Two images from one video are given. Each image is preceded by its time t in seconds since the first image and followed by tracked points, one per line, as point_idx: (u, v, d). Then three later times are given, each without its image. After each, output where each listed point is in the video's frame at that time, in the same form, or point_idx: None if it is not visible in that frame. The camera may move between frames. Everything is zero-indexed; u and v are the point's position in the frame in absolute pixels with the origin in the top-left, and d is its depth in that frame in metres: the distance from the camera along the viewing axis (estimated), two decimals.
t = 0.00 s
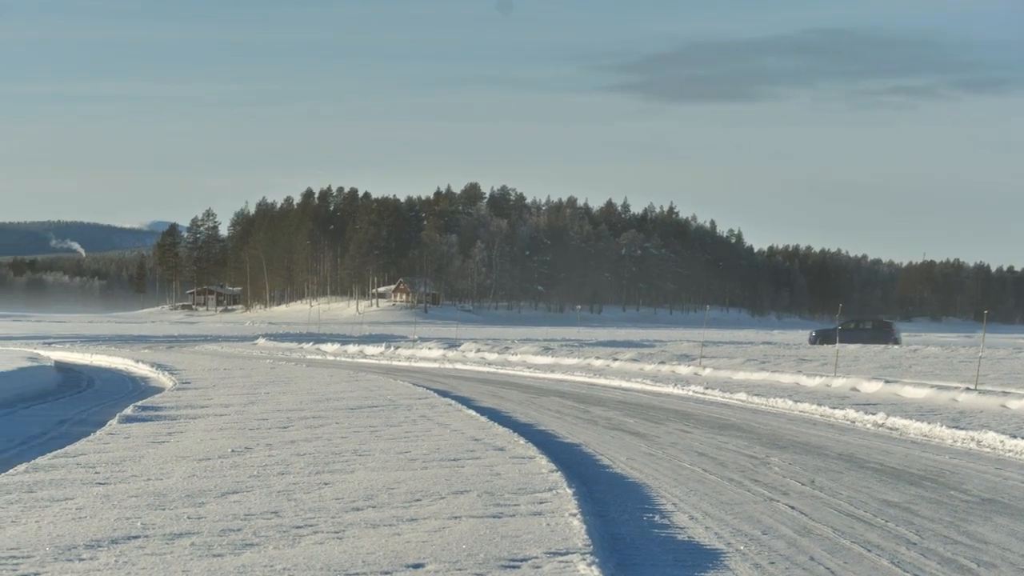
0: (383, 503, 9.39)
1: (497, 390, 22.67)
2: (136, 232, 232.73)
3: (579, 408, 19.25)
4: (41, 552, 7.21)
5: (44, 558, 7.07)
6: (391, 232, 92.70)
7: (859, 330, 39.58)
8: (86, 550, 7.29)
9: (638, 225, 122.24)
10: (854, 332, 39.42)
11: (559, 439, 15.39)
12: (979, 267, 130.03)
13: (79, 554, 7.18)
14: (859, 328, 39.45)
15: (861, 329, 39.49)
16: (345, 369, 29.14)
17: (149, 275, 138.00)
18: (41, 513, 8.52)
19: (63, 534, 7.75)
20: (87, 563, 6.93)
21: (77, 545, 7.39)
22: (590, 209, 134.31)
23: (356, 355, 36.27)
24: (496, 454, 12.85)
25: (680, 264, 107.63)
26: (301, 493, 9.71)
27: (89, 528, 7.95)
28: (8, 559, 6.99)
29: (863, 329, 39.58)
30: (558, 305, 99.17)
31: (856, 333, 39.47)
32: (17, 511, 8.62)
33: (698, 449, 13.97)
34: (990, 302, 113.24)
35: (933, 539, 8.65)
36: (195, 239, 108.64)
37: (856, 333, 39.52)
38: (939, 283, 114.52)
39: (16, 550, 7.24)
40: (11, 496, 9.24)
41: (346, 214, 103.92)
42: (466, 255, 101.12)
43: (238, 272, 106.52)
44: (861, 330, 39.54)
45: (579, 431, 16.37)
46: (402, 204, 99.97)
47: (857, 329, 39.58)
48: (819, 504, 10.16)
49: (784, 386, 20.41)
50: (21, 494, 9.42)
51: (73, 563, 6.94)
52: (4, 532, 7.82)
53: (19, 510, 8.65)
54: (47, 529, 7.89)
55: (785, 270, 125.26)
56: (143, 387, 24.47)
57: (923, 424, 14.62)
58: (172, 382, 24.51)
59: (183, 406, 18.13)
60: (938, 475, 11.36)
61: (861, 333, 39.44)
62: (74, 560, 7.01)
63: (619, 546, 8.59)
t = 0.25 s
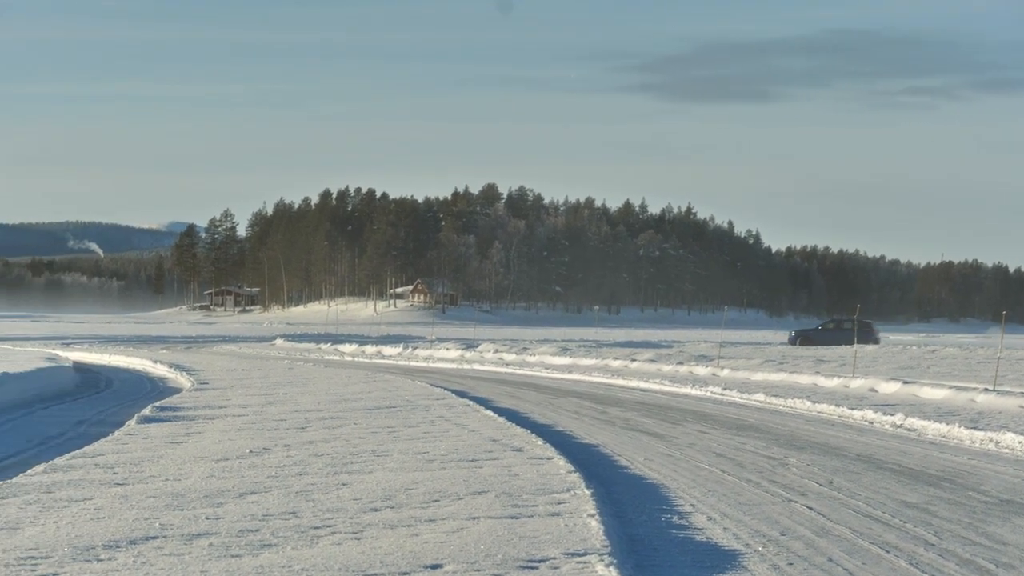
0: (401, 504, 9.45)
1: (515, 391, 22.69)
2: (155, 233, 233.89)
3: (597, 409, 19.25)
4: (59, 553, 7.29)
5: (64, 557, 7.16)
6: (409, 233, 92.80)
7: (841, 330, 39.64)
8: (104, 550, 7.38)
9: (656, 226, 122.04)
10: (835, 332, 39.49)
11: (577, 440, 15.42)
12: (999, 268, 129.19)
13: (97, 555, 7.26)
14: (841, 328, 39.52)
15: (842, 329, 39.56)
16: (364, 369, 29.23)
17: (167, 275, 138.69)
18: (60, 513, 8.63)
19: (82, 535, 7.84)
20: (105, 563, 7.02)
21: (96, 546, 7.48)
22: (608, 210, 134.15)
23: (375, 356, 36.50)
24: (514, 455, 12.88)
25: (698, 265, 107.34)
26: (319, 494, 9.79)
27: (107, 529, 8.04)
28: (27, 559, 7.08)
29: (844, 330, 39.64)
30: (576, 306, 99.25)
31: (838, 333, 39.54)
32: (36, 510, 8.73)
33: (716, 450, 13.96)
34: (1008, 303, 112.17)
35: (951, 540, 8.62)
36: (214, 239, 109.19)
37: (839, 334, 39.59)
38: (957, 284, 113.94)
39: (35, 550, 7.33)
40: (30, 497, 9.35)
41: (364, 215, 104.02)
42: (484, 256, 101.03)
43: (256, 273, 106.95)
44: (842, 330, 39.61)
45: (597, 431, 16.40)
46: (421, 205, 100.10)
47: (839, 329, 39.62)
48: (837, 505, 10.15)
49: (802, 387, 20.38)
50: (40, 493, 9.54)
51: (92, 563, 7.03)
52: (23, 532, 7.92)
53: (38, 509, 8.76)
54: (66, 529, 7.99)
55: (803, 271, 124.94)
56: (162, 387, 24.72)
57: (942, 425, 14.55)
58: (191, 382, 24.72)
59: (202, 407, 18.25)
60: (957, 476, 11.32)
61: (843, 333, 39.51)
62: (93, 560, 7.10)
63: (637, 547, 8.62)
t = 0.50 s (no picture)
0: (421, 504, 9.51)
1: (535, 392, 22.71)
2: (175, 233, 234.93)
3: (616, 410, 19.25)
4: (79, 553, 7.39)
5: (84, 557, 7.25)
6: (428, 234, 93.04)
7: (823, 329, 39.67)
8: (124, 550, 7.48)
9: (675, 226, 121.72)
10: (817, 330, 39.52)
11: (597, 441, 15.44)
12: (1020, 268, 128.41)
13: (117, 555, 7.36)
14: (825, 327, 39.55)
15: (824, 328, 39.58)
16: (383, 370, 29.30)
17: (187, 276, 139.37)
18: (80, 513, 8.73)
19: (102, 535, 7.94)
20: (125, 563, 7.10)
21: (116, 546, 7.58)
22: (628, 210, 133.97)
23: (393, 356, 36.63)
24: (534, 456, 12.92)
25: (717, 265, 107.01)
26: (337, 494, 9.86)
27: (126, 530, 8.13)
28: (47, 559, 7.18)
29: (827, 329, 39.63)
30: (596, 306, 99.42)
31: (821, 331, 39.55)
32: (56, 511, 8.84)
33: (736, 451, 13.95)
34: None
35: (970, 541, 8.61)
36: (233, 240, 109.63)
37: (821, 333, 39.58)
38: (977, 284, 113.98)
39: (55, 550, 7.42)
40: (49, 497, 9.46)
41: (384, 216, 104.16)
42: (504, 257, 100.89)
43: (275, 274, 107.35)
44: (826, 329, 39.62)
45: (617, 432, 16.41)
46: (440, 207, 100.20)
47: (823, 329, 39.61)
48: (857, 506, 10.14)
49: (822, 388, 20.29)
50: (60, 493, 9.64)
51: (112, 564, 7.11)
52: (43, 531, 8.03)
53: (58, 510, 8.86)
54: (86, 529, 8.08)
55: (823, 271, 124.92)
56: (182, 388, 24.92)
57: (962, 426, 14.48)
58: (211, 382, 24.87)
59: (221, 407, 18.38)
60: (977, 477, 11.28)
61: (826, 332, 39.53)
62: (113, 560, 7.19)
63: (657, 548, 8.64)
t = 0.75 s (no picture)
0: (442, 505, 9.58)
1: (556, 393, 22.75)
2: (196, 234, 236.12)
3: (637, 411, 19.27)
4: (100, 553, 7.47)
5: (105, 558, 7.34)
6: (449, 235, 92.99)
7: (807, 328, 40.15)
8: (145, 551, 7.57)
9: (697, 227, 121.27)
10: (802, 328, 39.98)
11: (618, 441, 15.48)
12: None
13: (137, 556, 7.44)
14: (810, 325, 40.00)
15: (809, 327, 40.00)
16: (404, 371, 29.44)
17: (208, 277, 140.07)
18: (102, 514, 8.84)
19: (123, 535, 8.03)
20: (147, 564, 7.20)
21: (136, 547, 7.66)
22: (648, 212, 133.66)
23: (414, 358, 36.68)
24: (556, 457, 12.96)
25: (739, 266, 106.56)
26: (358, 495, 9.93)
27: (148, 530, 8.23)
28: (70, 559, 7.28)
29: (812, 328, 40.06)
30: (616, 307, 99.27)
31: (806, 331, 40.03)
32: (79, 511, 8.96)
33: (757, 452, 13.96)
34: None
35: (993, 542, 8.59)
36: (253, 241, 109.89)
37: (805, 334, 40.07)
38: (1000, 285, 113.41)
39: (77, 550, 7.52)
40: (71, 497, 9.58)
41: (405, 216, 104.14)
42: (525, 257, 100.63)
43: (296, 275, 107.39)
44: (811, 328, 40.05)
45: (638, 433, 16.42)
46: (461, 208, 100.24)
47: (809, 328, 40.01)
48: (879, 507, 10.13)
49: (844, 389, 20.20)
50: (82, 494, 9.76)
51: (133, 564, 7.20)
52: (66, 532, 8.14)
53: (80, 510, 8.98)
54: (108, 530, 8.17)
55: (844, 272, 124.39)
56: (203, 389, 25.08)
57: (983, 428, 14.41)
58: (232, 383, 25.02)
59: (241, 408, 18.51)
60: (998, 479, 11.23)
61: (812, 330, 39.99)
62: (134, 560, 7.28)
63: (678, 549, 8.67)
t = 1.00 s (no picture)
0: (469, 507, 9.66)
1: (582, 394, 22.84)
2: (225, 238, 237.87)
3: (665, 413, 19.32)
4: (129, 554, 7.60)
5: (133, 560, 7.45)
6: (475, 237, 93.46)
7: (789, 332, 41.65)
8: (173, 553, 7.68)
9: (724, 229, 120.88)
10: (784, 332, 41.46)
11: (645, 443, 15.52)
12: None
13: (165, 557, 7.55)
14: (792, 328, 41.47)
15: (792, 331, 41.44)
16: (431, 373, 29.63)
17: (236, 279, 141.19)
18: (130, 516, 8.98)
19: (150, 537, 8.16)
20: (174, 565, 7.30)
21: (164, 549, 7.78)
22: (675, 214, 133.40)
23: (441, 360, 36.87)
24: (582, 459, 13.03)
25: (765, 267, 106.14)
26: (384, 497, 10.05)
27: (175, 532, 8.36)
28: (98, 560, 7.40)
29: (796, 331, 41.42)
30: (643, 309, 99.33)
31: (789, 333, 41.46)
32: (106, 513, 9.10)
33: (784, 454, 13.96)
34: None
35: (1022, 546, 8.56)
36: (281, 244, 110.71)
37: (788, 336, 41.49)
38: None
39: (105, 552, 7.64)
40: (99, 499, 9.72)
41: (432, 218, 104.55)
42: (551, 259, 100.79)
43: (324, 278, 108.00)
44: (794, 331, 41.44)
45: (664, 435, 16.45)
46: (487, 210, 100.58)
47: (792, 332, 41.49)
48: (906, 509, 10.12)
49: (871, 392, 20.14)
50: (109, 496, 9.91)
51: (161, 565, 7.32)
52: (93, 534, 8.27)
53: (108, 512, 9.12)
54: (135, 532, 8.30)
55: (871, 274, 123.70)
56: (231, 390, 25.34)
57: (1013, 430, 14.33)
58: (259, 386, 25.29)
59: (269, 410, 18.71)
60: None
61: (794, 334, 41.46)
62: (162, 562, 7.40)
63: (705, 551, 8.71)
